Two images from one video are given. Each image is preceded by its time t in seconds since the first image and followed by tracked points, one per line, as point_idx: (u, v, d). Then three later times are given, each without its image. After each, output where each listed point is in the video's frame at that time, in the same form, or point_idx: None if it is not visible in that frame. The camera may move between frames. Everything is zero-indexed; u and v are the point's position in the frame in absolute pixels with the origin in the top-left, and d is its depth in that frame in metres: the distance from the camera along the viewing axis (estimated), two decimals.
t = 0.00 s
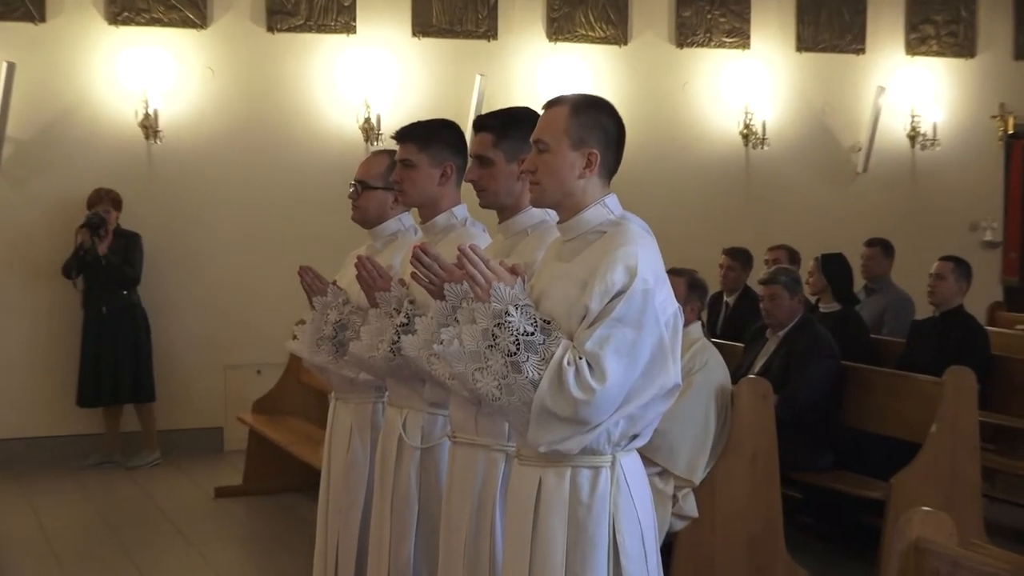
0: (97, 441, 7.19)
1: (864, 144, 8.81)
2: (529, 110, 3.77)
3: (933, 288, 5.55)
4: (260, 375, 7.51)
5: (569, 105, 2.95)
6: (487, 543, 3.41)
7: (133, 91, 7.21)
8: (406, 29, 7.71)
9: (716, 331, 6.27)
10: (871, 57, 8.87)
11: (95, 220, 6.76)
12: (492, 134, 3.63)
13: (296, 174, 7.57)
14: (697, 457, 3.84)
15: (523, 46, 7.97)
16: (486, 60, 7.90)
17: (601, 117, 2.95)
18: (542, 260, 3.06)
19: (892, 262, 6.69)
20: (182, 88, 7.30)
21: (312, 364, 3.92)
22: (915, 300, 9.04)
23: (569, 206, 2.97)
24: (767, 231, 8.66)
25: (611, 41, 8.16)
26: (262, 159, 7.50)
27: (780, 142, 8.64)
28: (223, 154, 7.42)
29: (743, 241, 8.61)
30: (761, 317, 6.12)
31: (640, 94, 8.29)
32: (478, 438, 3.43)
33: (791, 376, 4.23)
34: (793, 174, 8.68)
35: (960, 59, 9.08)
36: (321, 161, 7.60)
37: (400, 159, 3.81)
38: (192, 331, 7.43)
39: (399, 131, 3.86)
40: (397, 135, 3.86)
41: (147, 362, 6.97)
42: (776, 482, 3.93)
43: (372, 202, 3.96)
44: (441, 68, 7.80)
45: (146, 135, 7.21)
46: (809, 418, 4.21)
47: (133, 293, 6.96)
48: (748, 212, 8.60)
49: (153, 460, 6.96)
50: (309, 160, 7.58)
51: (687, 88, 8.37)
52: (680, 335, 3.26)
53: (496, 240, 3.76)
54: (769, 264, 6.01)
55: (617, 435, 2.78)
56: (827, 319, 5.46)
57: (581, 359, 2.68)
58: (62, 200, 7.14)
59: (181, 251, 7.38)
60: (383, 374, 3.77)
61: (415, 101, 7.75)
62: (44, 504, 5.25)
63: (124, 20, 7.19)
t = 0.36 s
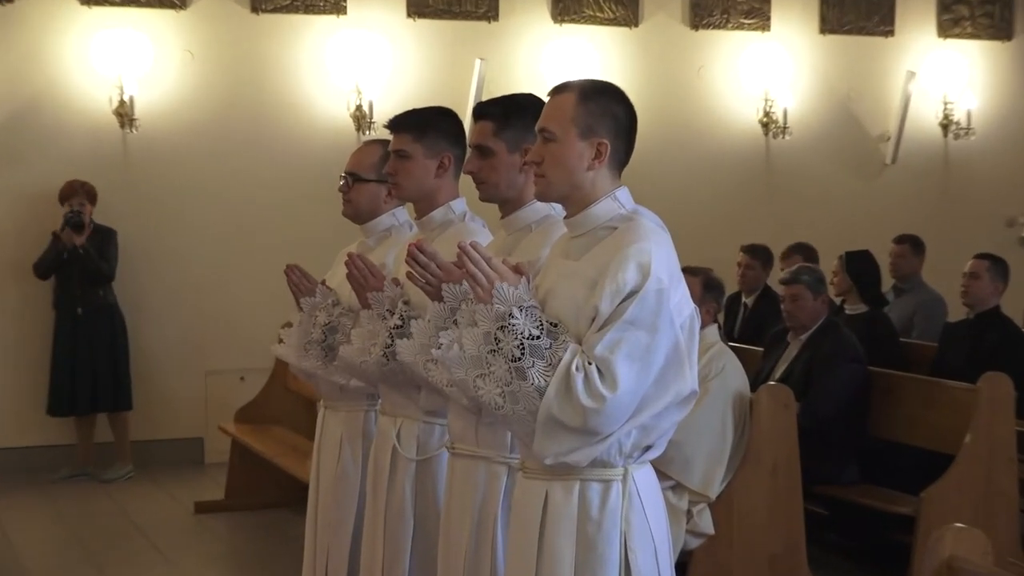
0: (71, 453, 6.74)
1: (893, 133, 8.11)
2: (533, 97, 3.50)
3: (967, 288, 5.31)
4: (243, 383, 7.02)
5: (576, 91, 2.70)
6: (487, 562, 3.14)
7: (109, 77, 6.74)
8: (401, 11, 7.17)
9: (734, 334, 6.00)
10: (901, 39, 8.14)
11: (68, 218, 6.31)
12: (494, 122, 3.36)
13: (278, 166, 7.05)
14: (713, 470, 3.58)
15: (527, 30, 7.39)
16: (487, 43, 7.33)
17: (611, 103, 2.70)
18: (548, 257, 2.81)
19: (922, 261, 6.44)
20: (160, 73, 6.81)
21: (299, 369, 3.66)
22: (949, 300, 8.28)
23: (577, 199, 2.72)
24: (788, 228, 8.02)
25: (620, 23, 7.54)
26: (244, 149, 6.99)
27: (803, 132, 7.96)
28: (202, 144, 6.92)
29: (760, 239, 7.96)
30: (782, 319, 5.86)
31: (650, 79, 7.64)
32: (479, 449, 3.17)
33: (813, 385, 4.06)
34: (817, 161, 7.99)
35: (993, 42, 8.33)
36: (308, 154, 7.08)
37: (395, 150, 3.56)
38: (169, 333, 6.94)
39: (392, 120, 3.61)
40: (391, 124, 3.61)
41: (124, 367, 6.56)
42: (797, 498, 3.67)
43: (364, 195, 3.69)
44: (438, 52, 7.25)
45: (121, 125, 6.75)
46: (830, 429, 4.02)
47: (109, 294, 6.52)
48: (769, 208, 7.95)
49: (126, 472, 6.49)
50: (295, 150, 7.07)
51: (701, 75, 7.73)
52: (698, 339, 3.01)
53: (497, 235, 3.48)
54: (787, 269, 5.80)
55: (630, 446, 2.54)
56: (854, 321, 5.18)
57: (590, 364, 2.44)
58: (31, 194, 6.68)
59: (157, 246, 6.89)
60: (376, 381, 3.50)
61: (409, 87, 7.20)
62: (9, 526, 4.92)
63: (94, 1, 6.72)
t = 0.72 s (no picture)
0: (37, 467, 6.30)
1: (923, 120, 7.79)
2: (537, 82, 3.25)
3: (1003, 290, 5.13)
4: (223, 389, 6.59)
5: (583, 75, 2.45)
6: None
7: (78, 61, 6.28)
8: None
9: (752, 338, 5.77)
10: (928, 23, 7.83)
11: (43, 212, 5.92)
12: (495, 109, 3.11)
13: (264, 158, 6.63)
14: (728, 485, 3.33)
15: (526, 12, 7.02)
16: (483, 26, 6.96)
17: (621, 89, 2.46)
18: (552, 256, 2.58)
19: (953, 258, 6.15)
20: (132, 56, 6.36)
21: (283, 375, 3.42)
22: (981, 299, 8.02)
23: (585, 194, 2.47)
24: (811, 222, 7.68)
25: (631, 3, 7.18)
26: (225, 138, 6.57)
27: (825, 120, 7.62)
28: (182, 134, 6.48)
29: (778, 234, 7.60)
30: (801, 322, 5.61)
31: (663, 62, 7.29)
32: (479, 462, 2.91)
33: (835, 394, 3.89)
34: (836, 149, 7.66)
35: None
36: (293, 143, 6.66)
37: (385, 140, 3.32)
38: (145, 337, 6.49)
39: (383, 108, 3.36)
40: (381, 112, 3.36)
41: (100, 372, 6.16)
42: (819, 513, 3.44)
43: (352, 188, 3.45)
44: (432, 35, 6.85)
45: (91, 113, 6.29)
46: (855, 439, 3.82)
47: (83, 293, 6.12)
48: (790, 201, 7.60)
49: (97, 487, 6.08)
50: (280, 140, 6.64)
51: (717, 57, 7.38)
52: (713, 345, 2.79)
53: (498, 231, 3.18)
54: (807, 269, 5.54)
55: (642, 459, 2.32)
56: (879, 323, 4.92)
57: (598, 370, 2.23)
58: None
59: (132, 242, 6.44)
60: (367, 388, 3.27)
61: (403, 71, 6.79)
62: None
63: None
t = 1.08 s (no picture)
0: None
1: (954, 106, 7.26)
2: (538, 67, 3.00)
3: None
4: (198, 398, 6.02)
5: (589, 58, 2.22)
6: None
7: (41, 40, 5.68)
8: None
9: (769, 342, 5.51)
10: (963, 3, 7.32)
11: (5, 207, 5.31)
12: (495, 96, 2.85)
13: (244, 145, 6.05)
14: (743, 501, 3.10)
15: None
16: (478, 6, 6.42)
17: (630, 73, 2.22)
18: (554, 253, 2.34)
19: (986, 256, 5.90)
20: (101, 36, 5.77)
21: (264, 383, 3.21)
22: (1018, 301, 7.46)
23: (591, 186, 2.23)
24: (837, 216, 7.15)
25: None
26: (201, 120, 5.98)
27: (847, 107, 7.10)
28: (155, 119, 5.90)
29: (799, 230, 7.07)
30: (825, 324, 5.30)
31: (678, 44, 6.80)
32: (478, 475, 2.66)
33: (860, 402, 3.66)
34: (860, 136, 7.14)
35: None
36: (271, 130, 6.08)
37: (373, 128, 3.08)
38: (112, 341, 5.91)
39: (370, 94, 3.13)
40: (369, 99, 3.13)
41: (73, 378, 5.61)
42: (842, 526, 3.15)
43: (338, 179, 3.24)
44: (422, 15, 6.29)
45: (57, 98, 5.69)
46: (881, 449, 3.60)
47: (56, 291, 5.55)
48: (810, 194, 7.09)
49: (62, 502, 5.55)
50: (261, 126, 6.07)
51: (732, 39, 6.88)
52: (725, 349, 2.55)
53: (498, 227, 2.92)
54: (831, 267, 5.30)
55: (651, 473, 2.07)
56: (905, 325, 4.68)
57: (604, 375, 2.00)
58: None
59: (96, 236, 5.85)
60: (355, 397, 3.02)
61: (392, 53, 6.23)
62: None
63: None
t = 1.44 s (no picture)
0: None
1: (989, 93, 6.35)
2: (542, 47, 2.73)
3: None
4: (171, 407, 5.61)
5: (595, 39, 1.99)
6: None
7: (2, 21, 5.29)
8: None
9: (789, 347, 5.29)
10: None
11: None
12: (495, 80, 2.58)
13: (223, 135, 5.68)
14: (762, 516, 2.92)
15: None
16: None
17: (640, 56, 1.99)
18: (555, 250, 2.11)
19: None
20: (64, 16, 5.38)
21: (242, 391, 3.02)
22: None
23: (595, 178, 1.99)
24: (864, 210, 6.49)
25: None
26: (177, 110, 5.60)
27: (877, 91, 6.41)
28: (128, 104, 5.52)
29: (820, 229, 6.51)
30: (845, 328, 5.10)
31: (689, 24, 6.35)
32: (476, 489, 2.42)
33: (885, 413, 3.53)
34: (886, 129, 6.43)
35: None
36: (253, 116, 5.72)
37: (361, 115, 2.85)
38: (82, 347, 5.51)
39: (357, 78, 2.91)
40: (356, 84, 2.90)
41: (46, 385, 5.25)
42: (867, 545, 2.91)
43: (322, 170, 3.09)
44: None
45: (19, 83, 5.30)
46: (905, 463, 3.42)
47: (31, 290, 5.19)
48: (833, 187, 6.51)
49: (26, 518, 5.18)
50: (241, 116, 5.70)
51: (745, 19, 6.38)
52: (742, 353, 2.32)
53: (499, 223, 2.65)
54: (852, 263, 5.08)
55: (659, 487, 1.86)
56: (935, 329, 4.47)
57: (610, 381, 1.77)
58: None
59: (63, 235, 5.45)
60: (340, 406, 2.79)
61: (382, 35, 5.90)
62: None
63: None
